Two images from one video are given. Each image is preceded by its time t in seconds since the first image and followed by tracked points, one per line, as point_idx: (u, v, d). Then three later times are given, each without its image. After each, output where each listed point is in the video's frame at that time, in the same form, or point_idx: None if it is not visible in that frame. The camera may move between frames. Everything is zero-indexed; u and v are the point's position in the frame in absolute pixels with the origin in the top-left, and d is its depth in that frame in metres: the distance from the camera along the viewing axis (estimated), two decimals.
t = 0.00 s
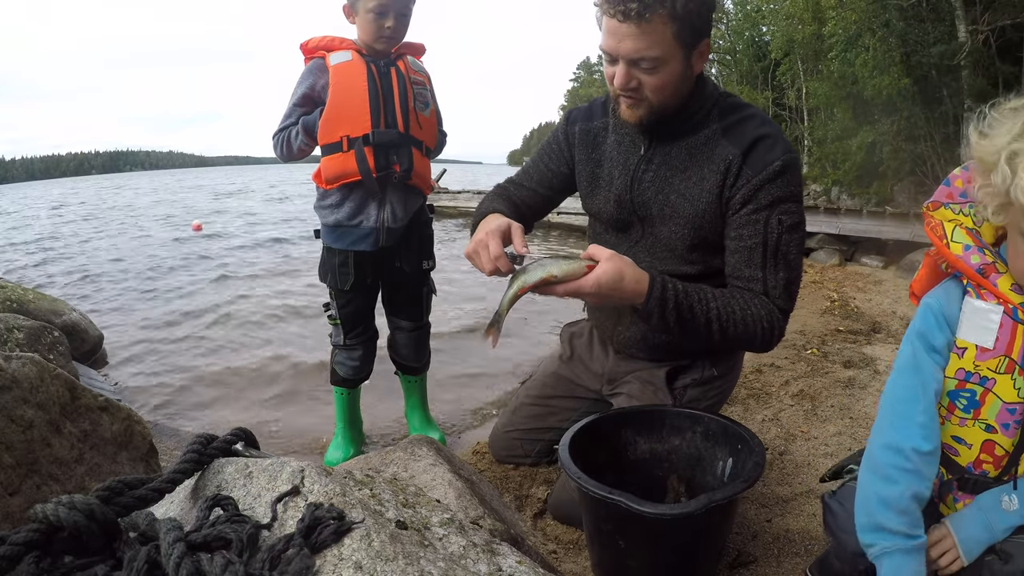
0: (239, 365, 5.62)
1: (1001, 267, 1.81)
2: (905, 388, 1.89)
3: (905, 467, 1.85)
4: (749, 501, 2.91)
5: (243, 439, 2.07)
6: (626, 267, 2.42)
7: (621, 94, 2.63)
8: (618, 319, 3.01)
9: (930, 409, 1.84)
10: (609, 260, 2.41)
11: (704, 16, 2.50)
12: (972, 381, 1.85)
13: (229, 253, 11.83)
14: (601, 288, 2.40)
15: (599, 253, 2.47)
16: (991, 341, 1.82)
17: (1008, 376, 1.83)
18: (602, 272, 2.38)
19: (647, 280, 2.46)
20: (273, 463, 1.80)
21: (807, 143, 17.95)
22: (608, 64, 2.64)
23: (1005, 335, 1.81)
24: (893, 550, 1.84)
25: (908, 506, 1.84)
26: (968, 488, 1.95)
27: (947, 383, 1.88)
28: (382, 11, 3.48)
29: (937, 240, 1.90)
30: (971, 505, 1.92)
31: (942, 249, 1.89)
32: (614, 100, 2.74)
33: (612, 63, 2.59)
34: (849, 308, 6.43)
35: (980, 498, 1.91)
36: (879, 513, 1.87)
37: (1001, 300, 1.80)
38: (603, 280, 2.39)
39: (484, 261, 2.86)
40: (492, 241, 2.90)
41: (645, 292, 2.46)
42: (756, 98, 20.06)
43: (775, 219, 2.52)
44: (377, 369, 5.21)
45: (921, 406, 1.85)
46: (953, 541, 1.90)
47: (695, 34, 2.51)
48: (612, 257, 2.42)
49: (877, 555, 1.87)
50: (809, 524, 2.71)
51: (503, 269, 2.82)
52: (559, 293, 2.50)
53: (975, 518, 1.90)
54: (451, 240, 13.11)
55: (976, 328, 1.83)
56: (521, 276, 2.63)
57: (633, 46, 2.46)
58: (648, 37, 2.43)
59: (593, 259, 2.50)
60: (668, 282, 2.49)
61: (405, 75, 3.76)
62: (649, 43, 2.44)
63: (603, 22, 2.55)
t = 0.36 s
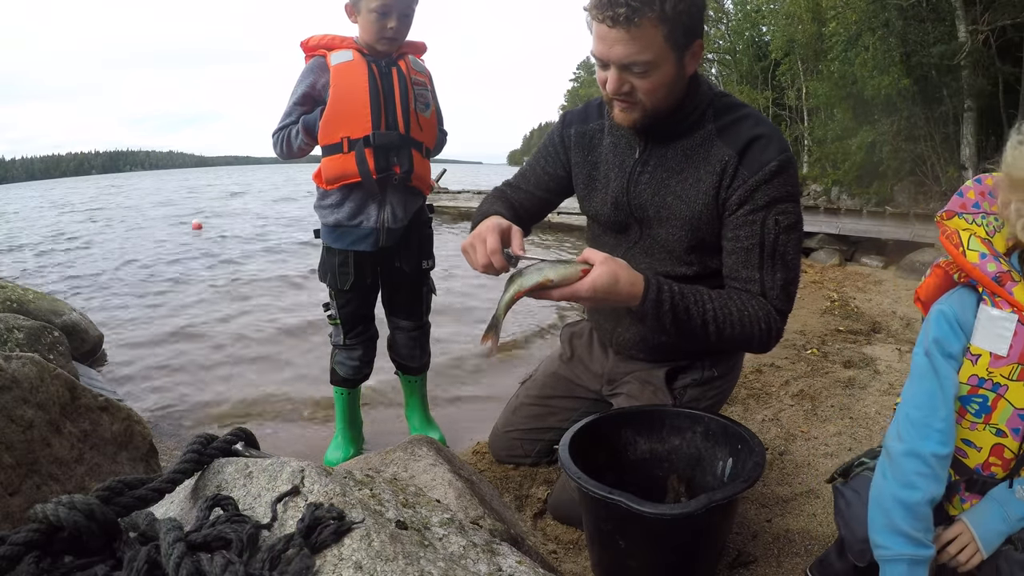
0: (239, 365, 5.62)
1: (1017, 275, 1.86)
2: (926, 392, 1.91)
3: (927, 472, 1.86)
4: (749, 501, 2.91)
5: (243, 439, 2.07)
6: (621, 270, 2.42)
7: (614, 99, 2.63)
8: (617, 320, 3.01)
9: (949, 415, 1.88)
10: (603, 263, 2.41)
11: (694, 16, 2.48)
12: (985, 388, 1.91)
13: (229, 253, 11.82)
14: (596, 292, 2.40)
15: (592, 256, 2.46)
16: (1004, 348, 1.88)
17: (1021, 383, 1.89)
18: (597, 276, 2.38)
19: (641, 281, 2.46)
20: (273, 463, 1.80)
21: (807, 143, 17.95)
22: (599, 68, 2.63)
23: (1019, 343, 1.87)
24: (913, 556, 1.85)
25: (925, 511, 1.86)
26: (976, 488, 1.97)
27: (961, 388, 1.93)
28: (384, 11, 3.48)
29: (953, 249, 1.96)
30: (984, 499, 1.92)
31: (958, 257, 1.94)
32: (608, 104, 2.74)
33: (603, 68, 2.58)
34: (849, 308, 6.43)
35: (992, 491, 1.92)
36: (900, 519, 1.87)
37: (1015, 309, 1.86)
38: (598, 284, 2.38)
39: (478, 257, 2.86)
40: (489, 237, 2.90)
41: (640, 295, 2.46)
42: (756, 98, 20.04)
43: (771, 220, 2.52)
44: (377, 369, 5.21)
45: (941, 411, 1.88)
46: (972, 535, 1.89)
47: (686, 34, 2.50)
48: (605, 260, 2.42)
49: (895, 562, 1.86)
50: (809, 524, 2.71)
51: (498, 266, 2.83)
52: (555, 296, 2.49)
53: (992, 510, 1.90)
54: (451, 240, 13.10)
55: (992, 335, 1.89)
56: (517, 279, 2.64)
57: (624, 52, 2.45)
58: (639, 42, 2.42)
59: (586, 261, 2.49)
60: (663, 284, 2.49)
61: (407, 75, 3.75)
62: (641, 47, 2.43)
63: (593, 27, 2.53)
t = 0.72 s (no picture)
0: (239, 365, 5.62)
1: None
2: (932, 385, 1.91)
3: (932, 464, 1.87)
4: (749, 501, 2.91)
5: (243, 439, 2.07)
6: (614, 270, 2.42)
7: (612, 100, 2.63)
8: (616, 320, 3.01)
9: (954, 408, 1.88)
10: (597, 265, 2.42)
11: (690, 17, 2.48)
12: (988, 383, 1.91)
13: (229, 253, 11.81)
14: (590, 294, 2.41)
15: (586, 257, 2.46)
16: (1008, 344, 1.88)
17: None
18: (591, 279, 2.39)
19: (636, 281, 2.46)
20: (273, 463, 1.80)
21: (807, 143, 17.95)
22: (597, 69, 2.63)
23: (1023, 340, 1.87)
24: (918, 547, 1.86)
25: (929, 503, 1.87)
26: (975, 484, 1.98)
27: (965, 383, 1.92)
28: (386, 11, 3.49)
29: (963, 246, 1.97)
30: (982, 495, 1.94)
31: (967, 254, 1.95)
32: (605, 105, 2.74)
33: (600, 69, 2.58)
34: (849, 308, 6.43)
35: (991, 487, 1.94)
36: (905, 511, 1.88)
37: (1021, 307, 1.86)
38: (593, 286, 2.40)
39: (478, 244, 2.89)
40: (494, 228, 2.94)
41: (634, 293, 2.46)
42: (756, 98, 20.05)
43: (768, 219, 2.52)
44: (377, 369, 5.21)
45: (947, 404, 1.88)
46: (969, 532, 1.91)
47: (682, 35, 2.49)
48: (599, 262, 2.42)
49: (900, 552, 1.87)
50: (809, 524, 2.71)
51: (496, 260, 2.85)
52: (549, 300, 2.50)
53: (989, 505, 1.91)
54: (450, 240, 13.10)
55: (996, 331, 1.89)
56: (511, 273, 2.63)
57: (621, 53, 2.44)
58: (635, 43, 2.42)
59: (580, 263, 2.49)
60: (658, 283, 2.47)
61: (407, 75, 3.75)
62: (637, 48, 2.43)
63: (589, 29, 2.53)
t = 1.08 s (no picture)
0: (239, 365, 5.62)
1: None
2: (933, 381, 1.91)
3: (933, 459, 1.87)
4: (749, 501, 2.91)
5: (243, 439, 2.07)
6: (611, 269, 2.43)
7: (609, 101, 2.63)
8: (615, 321, 3.01)
9: (955, 403, 1.88)
10: (593, 265, 2.42)
11: (685, 18, 2.48)
12: (986, 378, 1.90)
13: (229, 253, 11.81)
14: (588, 294, 2.41)
15: (582, 258, 2.46)
16: (1006, 340, 1.88)
17: (1021, 375, 1.89)
18: (588, 279, 2.39)
19: (632, 279, 2.46)
20: (273, 463, 1.80)
21: (807, 143, 17.96)
22: (593, 71, 2.63)
23: (1021, 335, 1.88)
24: (921, 542, 1.86)
25: (931, 498, 1.87)
26: (974, 481, 1.98)
27: (964, 378, 1.92)
28: (387, 11, 3.49)
29: (962, 245, 1.97)
30: (981, 491, 1.94)
31: (965, 252, 1.95)
32: (603, 107, 2.74)
33: (596, 71, 2.58)
34: (850, 308, 6.43)
35: (989, 484, 1.94)
36: (908, 506, 1.88)
37: (1019, 304, 1.86)
38: (590, 286, 2.40)
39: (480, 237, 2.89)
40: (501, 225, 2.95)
41: (631, 291, 2.46)
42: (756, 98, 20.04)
43: (766, 218, 2.52)
44: (376, 369, 5.21)
45: (948, 400, 1.88)
46: (967, 527, 1.91)
47: (678, 36, 2.49)
48: (595, 262, 2.43)
49: (903, 548, 1.87)
50: (809, 524, 2.71)
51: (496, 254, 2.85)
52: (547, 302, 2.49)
53: (987, 501, 1.91)
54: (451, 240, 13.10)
55: (994, 326, 1.89)
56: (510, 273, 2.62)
57: (617, 55, 2.44)
58: (631, 45, 2.42)
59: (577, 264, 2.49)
60: (655, 282, 2.48)
61: (408, 75, 3.75)
62: (633, 50, 2.43)
63: (585, 31, 2.53)
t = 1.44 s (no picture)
0: (239, 365, 5.62)
1: None
2: (933, 379, 1.91)
3: (935, 456, 1.87)
4: (749, 501, 2.91)
5: (243, 439, 2.07)
6: (609, 270, 2.43)
7: (609, 102, 2.63)
8: (615, 322, 3.01)
9: (956, 400, 1.88)
10: (590, 265, 2.41)
11: (683, 17, 2.48)
12: (986, 376, 1.90)
13: (229, 253, 11.80)
14: (586, 294, 2.40)
15: (579, 258, 2.45)
16: (1006, 338, 1.88)
17: (1022, 373, 1.89)
18: (585, 280, 2.38)
19: (629, 277, 2.46)
20: (273, 463, 1.80)
21: (807, 143, 17.96)
22: (593, 71, 2.63)
23: (1022, 333, 1.87)
24: (924, 538, 1.85)
25: (933, 495, 1.86)
26: (974, 479, 1.98)
27: (964, 376, 1.92)
28: (386, 11, 3.49)
29: (963, 244, 1.97)
30: (981, 489, 1.94)
31: (966, 251, 1.95)
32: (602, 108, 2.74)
33: (596, 71, 2.59)
34: (850, 308, 6.43)
35: (989, 482, 1.94)
36: (911, 503, 1.87)
37: (1019, 301, 1.87)
38: (588, 287, 2.39)
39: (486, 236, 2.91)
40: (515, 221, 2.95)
41: (628, 291, 2.46)
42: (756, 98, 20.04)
43: (764, 217, 2.52)
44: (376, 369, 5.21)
45: (949, 397, 1.88)
46: (968, 526, 1.91)
47: (676, 35, 2.49)
48: (593, 262, 2.41)
49: (907, 545, 1.87)
50: (809, 524, 2.71)
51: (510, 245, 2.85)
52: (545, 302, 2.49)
53: (986, 498, 1.91)
54: (451, 240, 13.10)
55: (994, 324, 1.89)
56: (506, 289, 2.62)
57: (615, 55, 2.45)
58: (629, 45, 2.42)
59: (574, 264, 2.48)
60: (653, 281, 2.48)
61: (408, 75, 3.75)
62: (631, 50, 2.43)
63: (584, 31, 2.53)
